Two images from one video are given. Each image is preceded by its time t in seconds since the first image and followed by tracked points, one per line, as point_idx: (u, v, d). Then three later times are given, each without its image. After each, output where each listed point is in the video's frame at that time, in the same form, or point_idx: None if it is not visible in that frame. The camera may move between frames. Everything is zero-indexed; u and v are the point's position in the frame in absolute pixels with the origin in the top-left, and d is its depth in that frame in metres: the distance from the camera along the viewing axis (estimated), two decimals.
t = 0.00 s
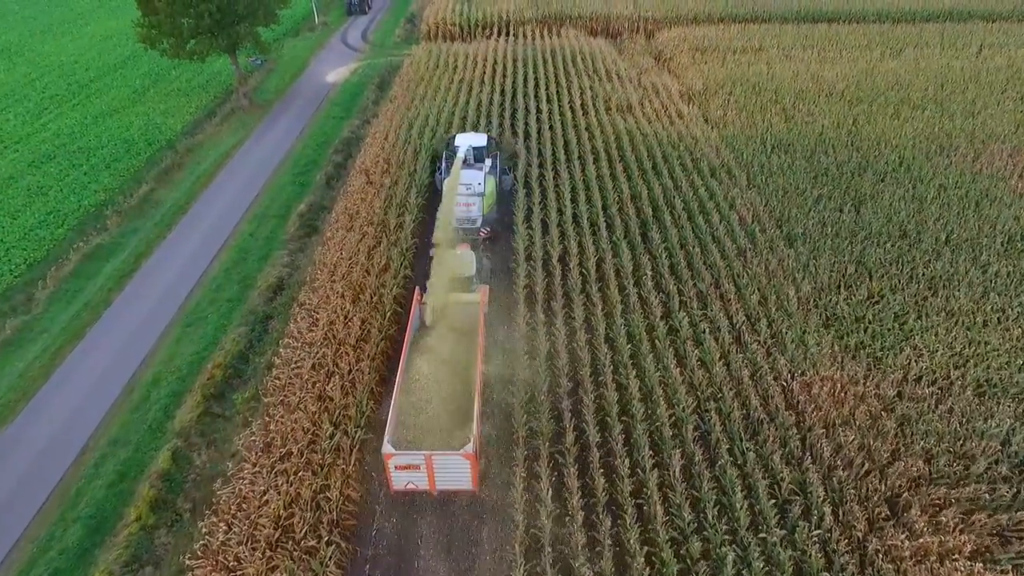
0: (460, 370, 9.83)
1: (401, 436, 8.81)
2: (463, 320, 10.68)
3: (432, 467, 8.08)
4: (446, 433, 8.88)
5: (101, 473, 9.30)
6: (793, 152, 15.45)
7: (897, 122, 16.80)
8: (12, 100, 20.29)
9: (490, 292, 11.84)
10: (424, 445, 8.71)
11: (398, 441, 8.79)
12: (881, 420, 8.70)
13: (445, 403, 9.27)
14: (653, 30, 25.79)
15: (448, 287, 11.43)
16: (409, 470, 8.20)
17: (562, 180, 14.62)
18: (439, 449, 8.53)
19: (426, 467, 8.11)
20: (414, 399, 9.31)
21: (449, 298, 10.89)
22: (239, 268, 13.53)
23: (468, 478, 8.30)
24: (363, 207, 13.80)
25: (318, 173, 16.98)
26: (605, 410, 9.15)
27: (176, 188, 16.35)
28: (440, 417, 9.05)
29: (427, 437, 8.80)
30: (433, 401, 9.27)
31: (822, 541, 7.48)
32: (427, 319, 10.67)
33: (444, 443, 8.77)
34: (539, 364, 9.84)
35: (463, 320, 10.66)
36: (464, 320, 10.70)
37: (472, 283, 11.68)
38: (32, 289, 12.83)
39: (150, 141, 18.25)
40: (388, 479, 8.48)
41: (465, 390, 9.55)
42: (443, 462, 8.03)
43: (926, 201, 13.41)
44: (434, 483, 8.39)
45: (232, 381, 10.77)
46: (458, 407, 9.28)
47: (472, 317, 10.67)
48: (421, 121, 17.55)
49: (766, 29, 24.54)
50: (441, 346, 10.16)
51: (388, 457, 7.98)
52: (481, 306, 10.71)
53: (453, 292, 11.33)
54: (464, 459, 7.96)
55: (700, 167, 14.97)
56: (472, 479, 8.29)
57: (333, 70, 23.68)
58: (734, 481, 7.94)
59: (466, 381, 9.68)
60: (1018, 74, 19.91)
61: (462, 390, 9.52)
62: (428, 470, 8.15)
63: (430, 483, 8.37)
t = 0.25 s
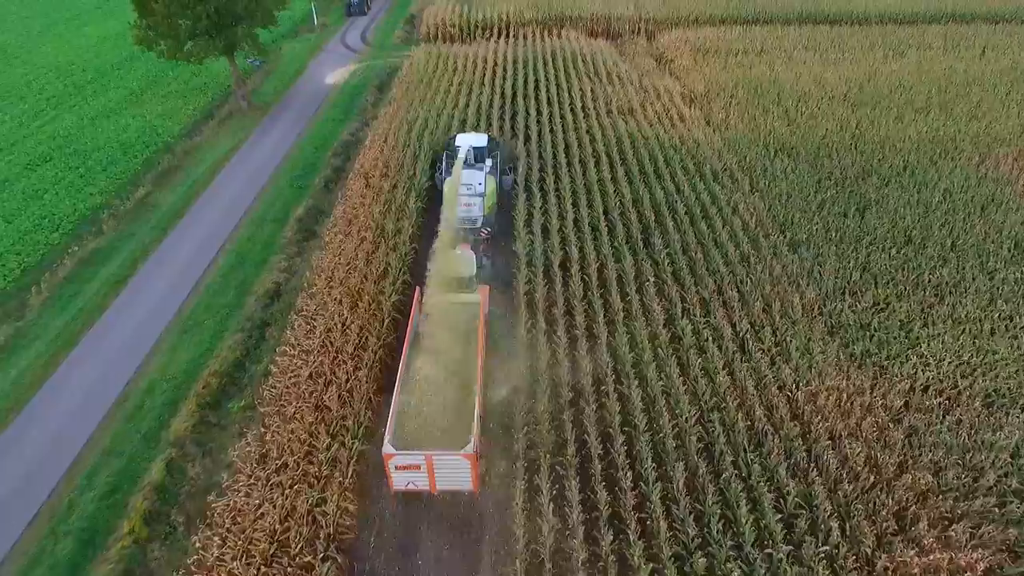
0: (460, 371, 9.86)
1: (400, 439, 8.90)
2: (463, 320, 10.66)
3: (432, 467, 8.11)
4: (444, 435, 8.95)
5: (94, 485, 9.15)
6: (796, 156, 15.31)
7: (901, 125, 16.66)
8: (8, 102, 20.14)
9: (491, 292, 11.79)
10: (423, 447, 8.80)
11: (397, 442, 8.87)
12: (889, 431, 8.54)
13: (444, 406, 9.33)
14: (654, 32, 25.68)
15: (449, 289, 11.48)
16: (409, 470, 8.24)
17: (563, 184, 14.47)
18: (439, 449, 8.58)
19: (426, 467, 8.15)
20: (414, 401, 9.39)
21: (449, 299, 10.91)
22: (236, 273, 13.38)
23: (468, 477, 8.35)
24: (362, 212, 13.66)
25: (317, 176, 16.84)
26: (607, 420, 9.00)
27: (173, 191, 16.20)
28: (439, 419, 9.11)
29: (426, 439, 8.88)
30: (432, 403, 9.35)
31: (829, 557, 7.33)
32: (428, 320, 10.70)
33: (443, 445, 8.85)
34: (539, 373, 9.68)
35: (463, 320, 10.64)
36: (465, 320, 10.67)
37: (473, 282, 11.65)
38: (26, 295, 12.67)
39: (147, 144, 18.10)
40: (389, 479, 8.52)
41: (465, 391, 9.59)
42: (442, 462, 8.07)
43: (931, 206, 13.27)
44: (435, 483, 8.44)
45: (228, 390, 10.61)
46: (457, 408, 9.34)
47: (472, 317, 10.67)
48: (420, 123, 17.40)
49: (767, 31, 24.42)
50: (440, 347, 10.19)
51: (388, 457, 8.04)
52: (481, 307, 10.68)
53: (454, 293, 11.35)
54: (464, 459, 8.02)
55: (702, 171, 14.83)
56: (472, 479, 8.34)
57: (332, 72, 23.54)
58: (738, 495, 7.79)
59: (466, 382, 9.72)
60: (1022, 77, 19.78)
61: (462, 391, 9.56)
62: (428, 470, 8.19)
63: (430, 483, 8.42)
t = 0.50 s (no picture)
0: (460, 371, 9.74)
1: (400, 439, 8.80)
2: (463, 320, 10.53)
3: (432, 468, 8.07)
4: (445, 436, 8.85)
5: (86, 496, 8.98)
6: (799, 160, 15.15)
7: (905, 128, 16.50)
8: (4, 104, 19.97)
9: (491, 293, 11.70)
10: (423, 448, 8.70)
11: (397, 443, 8.76)
12: (896, 443, 8.38)
13: (444, 406, 9.22)
14: (655, 33, 25.53)
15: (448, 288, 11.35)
16: (409, 471, 8.19)
17: (564, 188, 14.30)
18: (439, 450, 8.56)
19: (426, 468, 8.10)
20: (413, 402, 9.28)
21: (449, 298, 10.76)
22: (233, 279, 13.20)
23: (468, 478, 8.30)
24: (360, 216, 13.49)
25: (315, 180, 16.67)
26: (609, 431, 8.84)
27: (169, 195, 16.04)
28: (440, 420, 9.00)
29: (427, 440, 8.78)
30: (433, 404, 9.25)
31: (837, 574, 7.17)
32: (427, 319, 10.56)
33: (443, 446, 8.77)
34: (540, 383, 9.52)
35: (463, 320, 10.51)
36: (464, 320, 10.55)
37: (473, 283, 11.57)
38: (19, 300, 12.50)
39: (143, 147, 17.93)
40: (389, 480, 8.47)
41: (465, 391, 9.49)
42: (443, 463, 8.02)
43: (937, 211, 13.10)
44: (435, 484, 8.39)
45: (224, 398, 10.45)
46: (457, 409, 9.24)
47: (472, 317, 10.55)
48: (420, 126, 17.24)
49: (769, 33, 24.26)
50: (440, 347, 10.04)
51: (388, 458, 7.99)
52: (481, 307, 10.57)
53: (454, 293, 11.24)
54: (464, 460, 7.96)
55: (704, 175, 14.66)
56: (473, 479, 8.29)
57: (331, 73, 23.38)
58: (744, 509, 7.63)
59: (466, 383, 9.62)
60: None
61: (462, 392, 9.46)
62: (428, 471, 8.14)
63: (430, 484, 8.37)
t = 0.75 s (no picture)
0: (460, 373, 9.77)
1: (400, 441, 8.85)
2: (463, 322, 10.53)
3: (432, 469, 8.08)
4: (445, 437, 8.89)
5: (77, 510, 8.80)
6: (803, 164, 14.98)
7: (909, 132, 16.32)
8: None
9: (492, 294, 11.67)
10: (423, 450, 8.74)
11: (398, 445, 8.81)
12: (904, 457, 8.22)
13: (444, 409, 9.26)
14: (656, 35, 25.36)
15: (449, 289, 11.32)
16: (409, 473, 8.22)
17: (564, 192, 14.13)
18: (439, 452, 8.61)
19: (426, 469, 8.12)
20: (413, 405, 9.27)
21: (449, 299, 10.71)
22: (229, 284, 13.03)
23: (468, 480, 8.31)
24: (358, 221, 13.32)
25: (313, 183, 16.50)
26: (611, 444, 8.67)
27: (165, 199, 15.86)
28: (439, 422, 9.03)
29: (426, 442, 8.82)
30: (432, 405, 9.27)
31: None
32: (427, 322, 10.57)
33: (443, 448, 8.79)
34: (541, 393, 9.35)
35: (463, 322, 10.51)
36: (465, 321, 10.55)
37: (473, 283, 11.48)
38: (12, 307, 12.32)
39: (140, 149, 17.75)
40: (389, 482, 8.49)
41: (465, 394, 9.52)
42: (443, 464, 8.04)
43: (943, 216, 12.93)
44: (435, 486, 8.40)
45: (219, 408, 10.27)
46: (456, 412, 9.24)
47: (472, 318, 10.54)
48: (419, 129, 17.06)
49: (771, 34, 24.07)
50: (440, 349, 10.10)
51: (389, 459, 8.03)
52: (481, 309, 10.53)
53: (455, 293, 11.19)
54: (464, 462, 7.99)
55: (707, 179, 14.49)
56: (473, 481, 8.30)
57: (330, 74, 23.21)
58: (749, 526, 7.47)
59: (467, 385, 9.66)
60: None
61: (462, 394, 9.49)
62: (428, 472, 8.16)
63: (431, 486, 8.38)
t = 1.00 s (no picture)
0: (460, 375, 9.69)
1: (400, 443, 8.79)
2: (464, 323, 10.44)
3: (432, 473, 7.95)
4: (445, 440, 8.80)
5: (68, 524, 8.61)
6: (806, 168, 14.79)
7: (913, 135, 16.15)
8: None
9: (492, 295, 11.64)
10: (423, 452, 8.66)
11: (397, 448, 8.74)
12: (914, 471, 8.03)
13: (444, 412, 9.20)
14: (657, 36, 25.20)
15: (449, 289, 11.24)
16: (409, 476, 8.08)
17: (565, 197, 13.94)
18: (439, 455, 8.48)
19: (426, 472, 7.97)
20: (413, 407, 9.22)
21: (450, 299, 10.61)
22: (225, 291, 12.84)
23: (469, 482, 8.15)
24: (356, 226, 13.13)
25: (311, 187, 16.31)
26: (614, 457, 8.49)
27: (161, 203, 15.67)
28: (439, 425, 8.95)
29: (426, 444, 8.73)
30: (433, 408, 9.19)
31: None
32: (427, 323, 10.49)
33: (443, 451, 8.70)
34: (541, 405, 9.16)
35: (463, 323, 10.42)
36: (465, 322, 10.46)
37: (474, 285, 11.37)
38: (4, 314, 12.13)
39: (136, 153, 17.56)
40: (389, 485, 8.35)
41: (465, 396, 9.45)
42: (443, 467, 7.89)
43: (949, 222, 12.74)
44: (435, 489, 8.26)
45: (213, 419, 10.08)
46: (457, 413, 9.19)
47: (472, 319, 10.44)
48: (418, 132, 16.87)
49: (774, 35, 23.88)
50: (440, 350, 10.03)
51: (388, 462, 7.87)
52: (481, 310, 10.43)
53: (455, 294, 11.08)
54: (465, 465, 7.84)
55: (709, 184, 14.30)
56: (474, 484, 8.16)
57: (328, 76, 23.03)
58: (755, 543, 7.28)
59: (467, 387, 9.59)
60: None
61: (462, 396, 9.43)
62: (429, 475, 8.02)
63: (431, 489, 8.25)
